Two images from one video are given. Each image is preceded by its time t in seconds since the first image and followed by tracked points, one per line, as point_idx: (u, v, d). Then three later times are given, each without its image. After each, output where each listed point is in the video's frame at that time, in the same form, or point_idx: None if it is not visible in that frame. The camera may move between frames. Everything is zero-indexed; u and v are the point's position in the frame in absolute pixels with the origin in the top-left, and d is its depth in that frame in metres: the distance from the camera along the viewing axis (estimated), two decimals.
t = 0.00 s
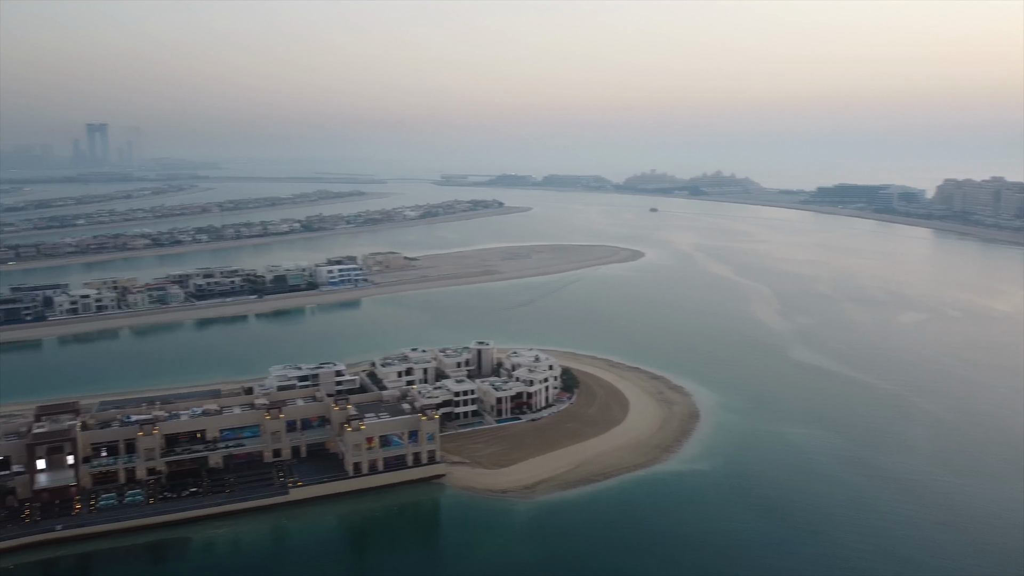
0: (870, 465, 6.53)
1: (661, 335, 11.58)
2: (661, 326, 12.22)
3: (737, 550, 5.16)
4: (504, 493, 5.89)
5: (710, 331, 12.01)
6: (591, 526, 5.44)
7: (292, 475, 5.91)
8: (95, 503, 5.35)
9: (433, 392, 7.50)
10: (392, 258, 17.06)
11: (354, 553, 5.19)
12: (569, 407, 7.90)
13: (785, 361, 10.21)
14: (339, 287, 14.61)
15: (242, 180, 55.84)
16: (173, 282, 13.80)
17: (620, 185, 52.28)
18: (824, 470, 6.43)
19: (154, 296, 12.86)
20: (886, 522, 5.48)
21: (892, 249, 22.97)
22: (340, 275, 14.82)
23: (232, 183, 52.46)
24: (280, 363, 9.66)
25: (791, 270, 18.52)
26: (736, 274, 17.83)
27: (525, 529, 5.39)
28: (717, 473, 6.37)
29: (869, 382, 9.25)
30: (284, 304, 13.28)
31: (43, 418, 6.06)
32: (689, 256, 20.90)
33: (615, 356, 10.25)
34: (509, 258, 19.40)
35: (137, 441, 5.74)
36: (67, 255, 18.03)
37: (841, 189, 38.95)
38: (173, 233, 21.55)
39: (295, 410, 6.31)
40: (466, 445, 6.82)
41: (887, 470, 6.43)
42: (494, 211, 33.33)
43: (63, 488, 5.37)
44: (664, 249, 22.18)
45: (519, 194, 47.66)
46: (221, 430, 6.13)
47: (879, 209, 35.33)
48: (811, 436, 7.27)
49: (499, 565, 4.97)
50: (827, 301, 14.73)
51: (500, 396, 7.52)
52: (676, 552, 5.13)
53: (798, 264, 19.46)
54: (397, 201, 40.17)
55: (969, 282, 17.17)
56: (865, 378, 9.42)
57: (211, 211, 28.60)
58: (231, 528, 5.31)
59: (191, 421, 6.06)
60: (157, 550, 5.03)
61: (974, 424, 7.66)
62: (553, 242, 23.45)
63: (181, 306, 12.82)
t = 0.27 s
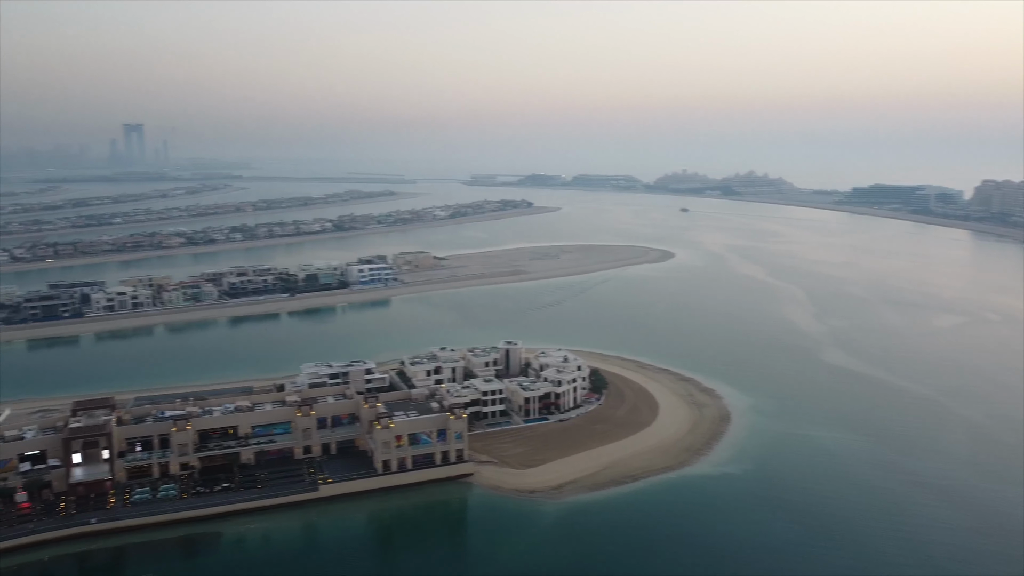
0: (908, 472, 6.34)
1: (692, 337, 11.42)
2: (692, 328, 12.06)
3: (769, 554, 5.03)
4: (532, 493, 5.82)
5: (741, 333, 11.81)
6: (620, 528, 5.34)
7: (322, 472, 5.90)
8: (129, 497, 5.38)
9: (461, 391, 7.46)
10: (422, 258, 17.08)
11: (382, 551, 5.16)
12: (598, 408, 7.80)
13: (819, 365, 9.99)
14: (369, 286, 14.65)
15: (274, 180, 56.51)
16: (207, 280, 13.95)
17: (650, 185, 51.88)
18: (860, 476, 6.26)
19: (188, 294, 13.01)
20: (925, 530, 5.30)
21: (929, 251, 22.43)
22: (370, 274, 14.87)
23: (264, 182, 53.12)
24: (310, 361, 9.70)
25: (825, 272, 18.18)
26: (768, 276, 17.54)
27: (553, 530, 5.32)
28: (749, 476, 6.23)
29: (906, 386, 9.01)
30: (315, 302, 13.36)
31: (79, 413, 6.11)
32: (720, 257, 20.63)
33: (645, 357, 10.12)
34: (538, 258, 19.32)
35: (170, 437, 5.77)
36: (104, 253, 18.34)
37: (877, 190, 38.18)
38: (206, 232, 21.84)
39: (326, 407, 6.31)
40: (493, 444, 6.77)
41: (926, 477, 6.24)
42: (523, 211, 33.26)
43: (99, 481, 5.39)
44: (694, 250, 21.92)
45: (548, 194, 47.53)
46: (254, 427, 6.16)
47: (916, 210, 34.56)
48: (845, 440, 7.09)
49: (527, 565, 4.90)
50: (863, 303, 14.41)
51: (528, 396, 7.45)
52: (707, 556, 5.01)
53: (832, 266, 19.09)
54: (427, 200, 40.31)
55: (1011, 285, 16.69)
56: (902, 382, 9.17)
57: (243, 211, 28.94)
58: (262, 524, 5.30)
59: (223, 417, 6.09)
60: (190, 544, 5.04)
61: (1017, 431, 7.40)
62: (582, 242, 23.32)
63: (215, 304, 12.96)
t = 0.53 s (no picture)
0: (948, 478, 6.14)
1: (724, 338, 11.24)
2: (724, 329, 11.87)
3: (803, 560, 4.89)
4: (560, 494, 5.75)
5: (774, 335, 11.59)
6: (649, 531, 5.25)
7: (353, 469, 5.90)
8: (163, 491, 5.42)
9: (490, 391, 7.41)
10: (451, 258, 17.08)
11: (411, 549, 5.12)
12: (628, 409, 7.69)
13: (854, 368, 9.75)
14: (400, 286, 14.69)
15: (306, 180, 57.08)
16: (241, 278, 14.10)
17: (682, 185, 51.38)
18: (898, 481, 6.07)
19: (222, 292, 13.16)
20: (966, 539, 5.12)
21: (969, 253, 21.84)
22: (400, 273, 14.90)
23: (297, 182, 53.73)
24: (340, 359, 9.73)
25: (859, 273, 17.82)
26: (802, 277, 17.22)
27: (581, 531, 5.24)
28: (782, 480, 6.08)
29: (945, 391, 8.75)
30: (346, 301, 13.43)
31: (116, 408, 6.18)
32: (752, 258, 20.32)
33: (675, 359, 9.98)
34: (568, 258, 19.21)
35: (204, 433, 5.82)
36: (141, 251, 18.65)
37: (914, 190, 37.35)
38: (240, 231, 22.10)
39: (356, 405, 6.29)
40: (521, 445, 6.70)
41: (968, 484, 6.03)
42: (553, 211, 33.14)
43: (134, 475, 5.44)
44: (726, 251, 21.63)
45: (578, 194, 47.34)
46: (286, 424, 6.13)
47: (955, 211, 33.74)
48: (882, 445, 6.90)
49: (555, 566, 4.84)
50: (899, 305, 14.08)
51: (557, 397, 7.37)
52: (738, 560, 4.89)
53: (868, 268, 18.69)
54: (457, 200, 40.40)
55: None
56: (941, 386, 8.91)
57: (276, 210, 29.27)
58: (293, 520, 5.30)
59: (256, 414, 6.09)
60: (223, 537, 5.05)
61: None
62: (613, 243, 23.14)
63: (248, 302, 13.08)
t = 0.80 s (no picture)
0: (988, 486, 5.95)
1: (756, 340, 11.06)
2: (756, 331, 11.68)
3: (837, 567, 4.77)
4: (589, 496, 5.68)
5: (808, 337, 11.38)
6: (679, 534, 5.16)
7: (382, 466, 5.90)
8: (197, 486, 5.47)
9: (518, 391, 7.37)
10: (481, 258, 17.09)
11: (439, 547, 5.10)
12: (657, 411, 7.60)
13: (890, 371, 9.52)
14: (430, 285, 14.73)
15: (338, 180, 57.62)
16: (274, 277, 14.26)
17: (714, 185, 50.80)
18: (936, 488, 5.90)
19: (256, 290, 13.31)
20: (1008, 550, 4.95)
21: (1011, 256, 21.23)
22: (430, 273, 14.93)
23: (330, 182, 54.25)
24: (370, 358, 9.78)
25: (896, 275, 17.44)
26: (836, 279, 16.90)
27: (610, 533, 5.17)
28: (816, 485, 5.95)
29: (985, 396, 8.49)
30: (376, 300, 13.49)
31: (150, 404, 6.25)
32: (785, 259, 20.00)
33: (706, 361, 9.85)
34: (598, 258, 19.09)
35: (237, 429, 5.86)
36: (176, 249, 18.97)
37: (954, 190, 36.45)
38: (273, 230, 22.38)
39: (386, 402, 6.29)
40: (550, 445, 6.65)
41: (1009, 492, 5.84)
42: (583, 211, 32.98)
43: (167, 470, 5.50)
44: (758, 252, 21.32)
45: (609, 194, 47.07)
46: (317, 420, 6.16)
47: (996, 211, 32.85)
48: (919, 450, 6.71)
49: (582, 567, 4.79)
50: (937, 308, 13.74)
51: (585, 397, 7.31)
52: (770, 565, 4.79)
53: (904, 270, 18.27)
54: (487, 200, 40.47)
55: None
56: (980, 391, 8.66)
57: (308, 209, 29.56)
58: (322, 516, 5.32)
59: (288, 410, 6.12)
60: (253, 532, 5.08)
61: None
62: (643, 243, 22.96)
63: (280, 300, 13.22)
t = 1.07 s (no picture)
0: None
1: (788, 343, 10.88)
2: (788, 334, 11.50)
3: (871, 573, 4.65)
4: (617, 497, 5.63)
5: (842, 340, 11.16)
6: (708, 537, 5.09)
7: (411, 464, 5.91)
8: (229, 481, 5.53)
9: (547, 391, 7.33)
10: (510, 257, 17.07)
11: (466, 546, 5.09)
12: (688, 413, 7.50)
13: (927, 376, 9.29)
14: (459, 285, 14.74)
15: (370, 180, 58.05)
16: (306, 276, 14.39)
17: (746, 185, 50.16)
18: (973, 495, 5.74)
19: (288, 288, 13.45)
20: None
21: None
22: (459, 273, 14.96)
23: (362, 181, 54.72)
24: (399, 356, 9.81)
25: (933, 277, 17.04)
26: (872, 281, 16.57)
27: (639, 535, 5.12)
28: (849, 490, 5.82)
29: None
30: (405, 299, 13.55)
31: (184, 399, 6.34)
32: (819, 260, 19.67)
33: (737, 363, 9.71)
34: (628, 258, 18.95)
35: (269, 425, 5.92)
36: (211, 248, 19.26)
37: (995, 191, 35.52)
38: (306, 229, 22.60)
39: (415, 401, 6.30)
40: (578, 446, 6.60)
41: None
42: (613, 211, 32.81)
43: (200, 465, 5.57)
44: (791, 253, 20.99)
45: (639, 194, 46.75)
46: (347, 418, 6.19)
47: None
48: (957, 456, 6.53)
49: (611, 568, 4.74)
50: (976, 311, 13.38)
51: (614, 399, 7.24)
52: (800, 570, 4.69)
53: (942, 272, 17.85)
54: (517, 200, 40.45)
55: None
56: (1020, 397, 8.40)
57: (340, 209, 29.83)
58: (351, 513, 5.34)
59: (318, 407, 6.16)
60: (283, 528, 5.12)
61: None
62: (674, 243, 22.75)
63: (312, 299, 13.34)
